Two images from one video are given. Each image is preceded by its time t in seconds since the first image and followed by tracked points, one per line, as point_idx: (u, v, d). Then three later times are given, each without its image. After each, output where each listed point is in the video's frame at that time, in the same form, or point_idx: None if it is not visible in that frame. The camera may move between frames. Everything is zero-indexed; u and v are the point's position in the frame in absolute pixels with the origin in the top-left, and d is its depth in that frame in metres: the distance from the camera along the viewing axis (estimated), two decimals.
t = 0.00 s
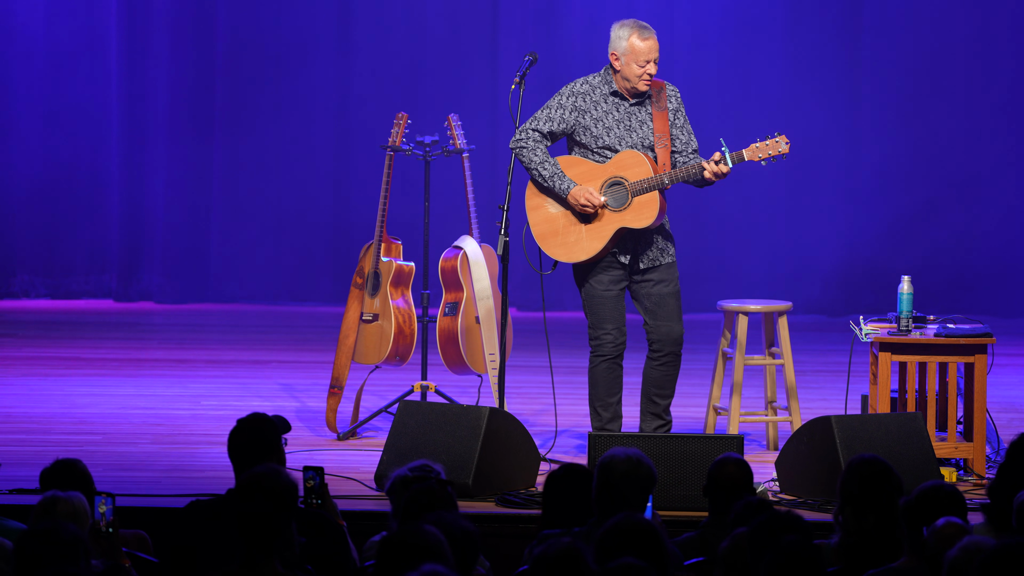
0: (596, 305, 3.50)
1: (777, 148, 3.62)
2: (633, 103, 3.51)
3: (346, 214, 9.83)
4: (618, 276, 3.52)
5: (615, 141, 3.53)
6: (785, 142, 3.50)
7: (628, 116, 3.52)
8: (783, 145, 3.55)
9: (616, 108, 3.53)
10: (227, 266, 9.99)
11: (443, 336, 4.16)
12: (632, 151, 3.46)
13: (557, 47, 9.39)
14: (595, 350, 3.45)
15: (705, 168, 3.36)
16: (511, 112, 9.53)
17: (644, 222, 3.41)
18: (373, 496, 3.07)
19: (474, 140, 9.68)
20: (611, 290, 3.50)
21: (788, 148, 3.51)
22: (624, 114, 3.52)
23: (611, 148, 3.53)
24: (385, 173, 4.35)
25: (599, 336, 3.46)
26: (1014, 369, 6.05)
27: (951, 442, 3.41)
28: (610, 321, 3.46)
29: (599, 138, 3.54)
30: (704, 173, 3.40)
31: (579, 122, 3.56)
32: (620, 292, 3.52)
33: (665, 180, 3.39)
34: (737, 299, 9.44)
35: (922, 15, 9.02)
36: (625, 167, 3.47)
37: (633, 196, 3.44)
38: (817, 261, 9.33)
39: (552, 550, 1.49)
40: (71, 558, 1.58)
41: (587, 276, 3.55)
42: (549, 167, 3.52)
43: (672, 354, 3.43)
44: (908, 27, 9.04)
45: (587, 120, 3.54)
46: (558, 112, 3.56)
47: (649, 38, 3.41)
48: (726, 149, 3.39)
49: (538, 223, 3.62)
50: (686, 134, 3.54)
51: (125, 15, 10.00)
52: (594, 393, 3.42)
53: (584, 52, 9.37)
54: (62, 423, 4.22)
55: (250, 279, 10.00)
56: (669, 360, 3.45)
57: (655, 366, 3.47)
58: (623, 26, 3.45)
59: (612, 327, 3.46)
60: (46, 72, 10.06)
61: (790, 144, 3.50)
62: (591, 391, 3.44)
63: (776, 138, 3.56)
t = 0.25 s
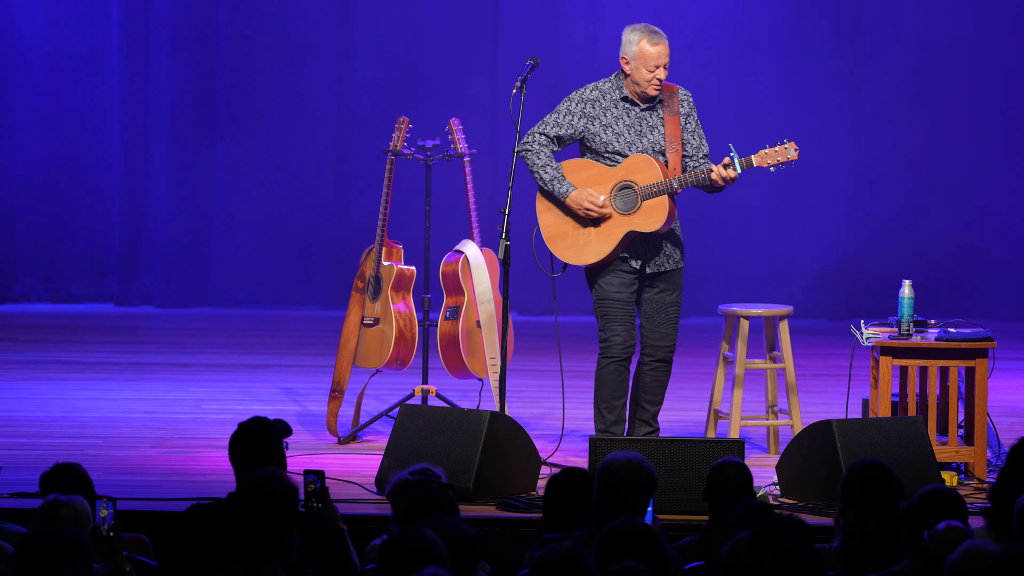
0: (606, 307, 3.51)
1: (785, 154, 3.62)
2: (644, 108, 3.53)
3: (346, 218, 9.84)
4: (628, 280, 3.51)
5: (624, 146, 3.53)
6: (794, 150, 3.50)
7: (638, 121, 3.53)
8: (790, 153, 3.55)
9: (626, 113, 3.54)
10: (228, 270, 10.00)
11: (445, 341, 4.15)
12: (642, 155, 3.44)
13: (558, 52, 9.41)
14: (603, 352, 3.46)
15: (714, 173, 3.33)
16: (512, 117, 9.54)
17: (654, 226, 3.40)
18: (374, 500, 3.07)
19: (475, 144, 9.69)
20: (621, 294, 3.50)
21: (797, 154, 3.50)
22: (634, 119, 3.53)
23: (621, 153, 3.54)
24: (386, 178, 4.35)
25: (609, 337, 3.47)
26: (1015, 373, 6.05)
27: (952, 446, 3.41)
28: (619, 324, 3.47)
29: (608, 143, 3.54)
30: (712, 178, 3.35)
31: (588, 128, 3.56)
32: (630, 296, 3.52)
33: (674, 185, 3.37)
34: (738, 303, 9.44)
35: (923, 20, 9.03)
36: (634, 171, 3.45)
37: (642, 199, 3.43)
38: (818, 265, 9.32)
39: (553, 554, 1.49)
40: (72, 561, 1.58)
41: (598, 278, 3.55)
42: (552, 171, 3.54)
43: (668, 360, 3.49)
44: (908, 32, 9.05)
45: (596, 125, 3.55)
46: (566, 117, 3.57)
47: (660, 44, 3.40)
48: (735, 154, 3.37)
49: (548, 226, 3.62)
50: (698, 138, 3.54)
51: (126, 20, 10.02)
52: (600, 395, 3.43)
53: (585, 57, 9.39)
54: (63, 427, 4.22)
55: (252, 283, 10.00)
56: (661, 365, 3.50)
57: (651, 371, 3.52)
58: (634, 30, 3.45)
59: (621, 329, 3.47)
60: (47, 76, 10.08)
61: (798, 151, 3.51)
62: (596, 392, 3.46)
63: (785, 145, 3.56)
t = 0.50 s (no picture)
0: (616, 303, 3.51)
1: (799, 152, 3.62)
2: (655, 108, 3.53)
3: (346, 216, 9.84)
4: (639, 277, 3.52)
5: (635, 145, 3.53)
6: (807, 148, 3.50)
7: (649, 120, 3.53)
8: (804, 150, 3.55)
9: (637, 113, 3.53)
10: (227, 268, 10.00)
11: (444, 339, 4.13)
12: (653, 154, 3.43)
13: (558, 50, 9.40)
14: (612, 347, 3.47)
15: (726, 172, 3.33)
16: (511, 115, 9.53)
17: (665, 224, 3.39)
18: (373, 498, 3.07)
19: (474, 142, 9.68)
20: (632, 290, 3.51)
21: (810, 153, 3.51)
22: (645, 118, 3.53)
23: (632, 152, 3.54)
24: (386, 176, 4.34)
25: (617, 332, 3.48)
26: (1014, 372, 6.05)
27: (951, 444, 3.41)
28: (628, 320, 3.48)
29: (620, 143, 3.55)
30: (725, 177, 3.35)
31: (599, 127, 3.57)
32: (639, 293, 3.53)
33: (686, 184, 3.35)
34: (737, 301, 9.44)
35: (922, 18, 9.02)
36: (645, 170, 3.44)
37: (654, 198, 3.41)
38: (818, 263, 9.31)
39: (552, 552, 1.49)
40: (70, 559, 1.58)
41: (608, 274, 3.55)
42: (565, 170, 3.55)
43: (669, 358, 3.52)
44: (908, 30, 9.04)
45: (608, 125, 3.55)
46: (578, 116, 3.58)
47: (673, 44, 3.40)
48: (747, 152, 3.39)
49: (559, 223, 3.62)
50: (708, 137, 3.55)
51: (125, 18, 10.01)
52: (605, 390, 3.44)
53: (584, 55, 9.38)
54: (62, 425, 4.21)
55: (251, 281, 10.00)
56: (664, 362, 3.53)
57: (651, 367, 3.55)
58: (647, 30, 3.44)
59: (630, 324, 3.48)
60: (46, 75, 10.07)
61: (811, 150, 3.51)
62: (602, 387, 3.46)
63: (798, 144, 3.56)
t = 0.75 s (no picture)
0: (622, 298, 3.52)
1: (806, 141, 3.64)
2: (660, 102, 3.53)
3: (344, 212, 9.83)
4: (645, 271, 3.52)
5: (641, 139, 3.54)
6: (813, 137, 3.52)
7: (654, 114, 3.54)
8: (811, 139, 3.56)
9: (642, 107, 3.54)
10: (225, 264, 9.99)
11: (442, 334, 4.17)
12: (660, 147, 3.45)
13: (557, 45, 9.38)
14: (618, 342, 3.47)
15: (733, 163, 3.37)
16: (510, 111, 9.52)
17: (672, 216, 3.41)
18: (371, 494, 3.06)
19: (473, 137, 9.67)
20: (638, 285, 3.51)
21: (817, 143, 3.52)
22: (650, 112, 3.54)
23: (638, 146, 3.54)
24: (384, 171, 4.33)
25: (624, 327, 3.48)
26: (1013, 367, 6.06)
27: (950, 440, 3.41)
28: (635, 315, 3.48)
29: (625, 137, 3.55)
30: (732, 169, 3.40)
31: (605, 121, 3.56)
32: (645, 288, 3.53)
33: (693, 175, 3.40)
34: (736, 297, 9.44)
35: (921, 14, 9.01)
36: (652, 163, 3.46)
37: (660, 190, 3.44)
38: (816, 259, 9.31)
39: (550, 548, 1.49)
40: (69, 556, 1.57)
41: (614, 269, 3.55)
42: (573, 165, 3.52)
43: (672, 352, 3.53)
44: (908, 26, 9.03)
45: (614, 118, 3.55)
46: (584, 111, 3.56)
47: (678, 38, 3.40)
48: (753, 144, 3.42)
49: (565, 219, 3.59)
50: (711, 133, 3.57)
51: (123, 13, 9.98)
52: (611, 385, 3.44)
53: (583, 50, 9.36)
54: (60, 421, 4.21)
55: (249, 276, 9.99)
56: (666, 357, 3.54)
57: (653, 362, 3.56)
58: (652, 24, 3.44)
59: (637, 318, 3.48)
60: (44, 70, 10.05)
61: (818, 137, 3.52)
62: (607, 383, 3.46)
63: (804, 133, 3.58)
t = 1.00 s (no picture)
0: (626, 299, 3.51)
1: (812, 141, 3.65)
2: (662, 104, 3.54)
3: (345, 214, 9.84)
4: (649, 273, 3.53)
5: (644, 141, 3.54)
6: (818, 136, 3.52)
7: (657, 117, 3.55)
8: (817, 139, 3.56)
9: (645, 109, 3.55)
10: (226, 266, 9.99)
11: (442, 336, 4.17)
12: (665, 148, 3.46)
13: (557, 48, 9.38)
14: (622, 343, 3.47)
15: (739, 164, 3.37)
16: (510, 113, 9.53)
17: (678, 216, 3.41)
18: (371, 495, 3.07)
19: (473, 139, 9.67)
20: (643, 287, 3.51)
21: (822, 141, 3.53)
22: (653, 115, 3.55)
23: (641, 147, 3.54)
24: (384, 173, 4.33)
25: (628, 328, 3.48)
26: (1013, 369, 6.06)
27: (950, 442, 3.41)
28: (638, 317, 3.48)
29: (629, 138, 3.55)
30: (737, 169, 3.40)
31: (609, 122, 3.56)
32: (649, 289, 3.54)
33: (698, 175, 3.40)
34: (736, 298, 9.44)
35: (921, 15, 9.01)
36: (657, 163, 3.47)
37: (666, 190, 3.44)
38: (816, 261, 9.31)
39: (551, 550, 1.49)
40: (69, 558, 1.57)
41: (618, 270, 3.55)
42: (579, 165, 3.50)
43: (674, 353, 3.55)
44: (908, 29, 9.04)
45: (618, 120, 3.55)
46: (589, 112, 3.56)
47: (680, 39, 3.41)
48: (757, 145, 3.43)
49: (569, 221, 3.57)
50: (713, 135, 3.57)
51: (124, 16, 9.99)
52: (613, 386, 3.43)
53: (583, 53, 9.37)
54: (61, 422, 4.21)
55: (249, 278, 10.00)
56: (668, 359, 3.56)
57: (654, 363, 3.57)
58: (654, 26, 3.45)
59: (641, 320, 3.49)
60: (45, 73, 10.06)
61: (824, 137, 3.52)
62: (609, 383, 3.46)
63: (809, 132, 3.58)
